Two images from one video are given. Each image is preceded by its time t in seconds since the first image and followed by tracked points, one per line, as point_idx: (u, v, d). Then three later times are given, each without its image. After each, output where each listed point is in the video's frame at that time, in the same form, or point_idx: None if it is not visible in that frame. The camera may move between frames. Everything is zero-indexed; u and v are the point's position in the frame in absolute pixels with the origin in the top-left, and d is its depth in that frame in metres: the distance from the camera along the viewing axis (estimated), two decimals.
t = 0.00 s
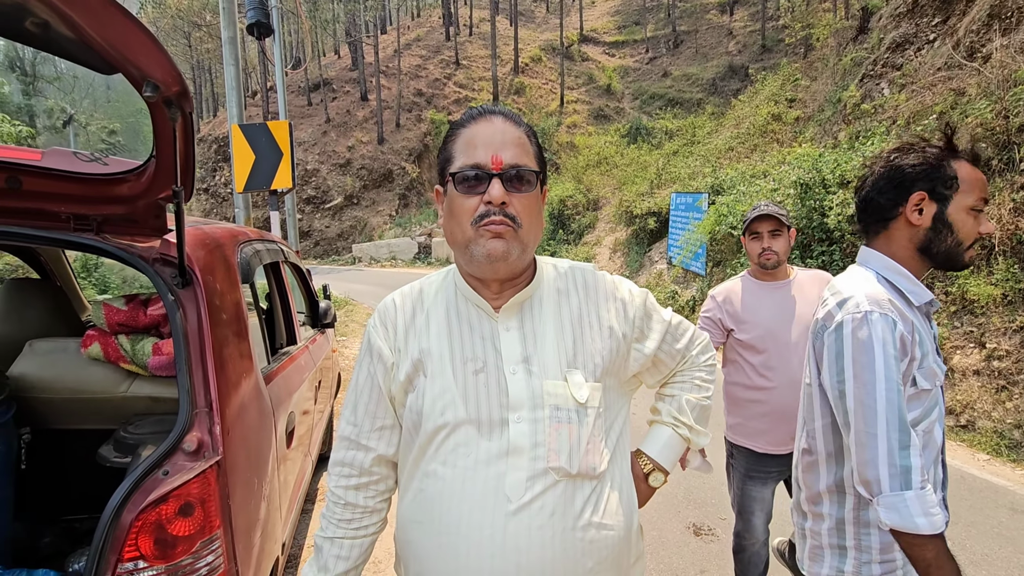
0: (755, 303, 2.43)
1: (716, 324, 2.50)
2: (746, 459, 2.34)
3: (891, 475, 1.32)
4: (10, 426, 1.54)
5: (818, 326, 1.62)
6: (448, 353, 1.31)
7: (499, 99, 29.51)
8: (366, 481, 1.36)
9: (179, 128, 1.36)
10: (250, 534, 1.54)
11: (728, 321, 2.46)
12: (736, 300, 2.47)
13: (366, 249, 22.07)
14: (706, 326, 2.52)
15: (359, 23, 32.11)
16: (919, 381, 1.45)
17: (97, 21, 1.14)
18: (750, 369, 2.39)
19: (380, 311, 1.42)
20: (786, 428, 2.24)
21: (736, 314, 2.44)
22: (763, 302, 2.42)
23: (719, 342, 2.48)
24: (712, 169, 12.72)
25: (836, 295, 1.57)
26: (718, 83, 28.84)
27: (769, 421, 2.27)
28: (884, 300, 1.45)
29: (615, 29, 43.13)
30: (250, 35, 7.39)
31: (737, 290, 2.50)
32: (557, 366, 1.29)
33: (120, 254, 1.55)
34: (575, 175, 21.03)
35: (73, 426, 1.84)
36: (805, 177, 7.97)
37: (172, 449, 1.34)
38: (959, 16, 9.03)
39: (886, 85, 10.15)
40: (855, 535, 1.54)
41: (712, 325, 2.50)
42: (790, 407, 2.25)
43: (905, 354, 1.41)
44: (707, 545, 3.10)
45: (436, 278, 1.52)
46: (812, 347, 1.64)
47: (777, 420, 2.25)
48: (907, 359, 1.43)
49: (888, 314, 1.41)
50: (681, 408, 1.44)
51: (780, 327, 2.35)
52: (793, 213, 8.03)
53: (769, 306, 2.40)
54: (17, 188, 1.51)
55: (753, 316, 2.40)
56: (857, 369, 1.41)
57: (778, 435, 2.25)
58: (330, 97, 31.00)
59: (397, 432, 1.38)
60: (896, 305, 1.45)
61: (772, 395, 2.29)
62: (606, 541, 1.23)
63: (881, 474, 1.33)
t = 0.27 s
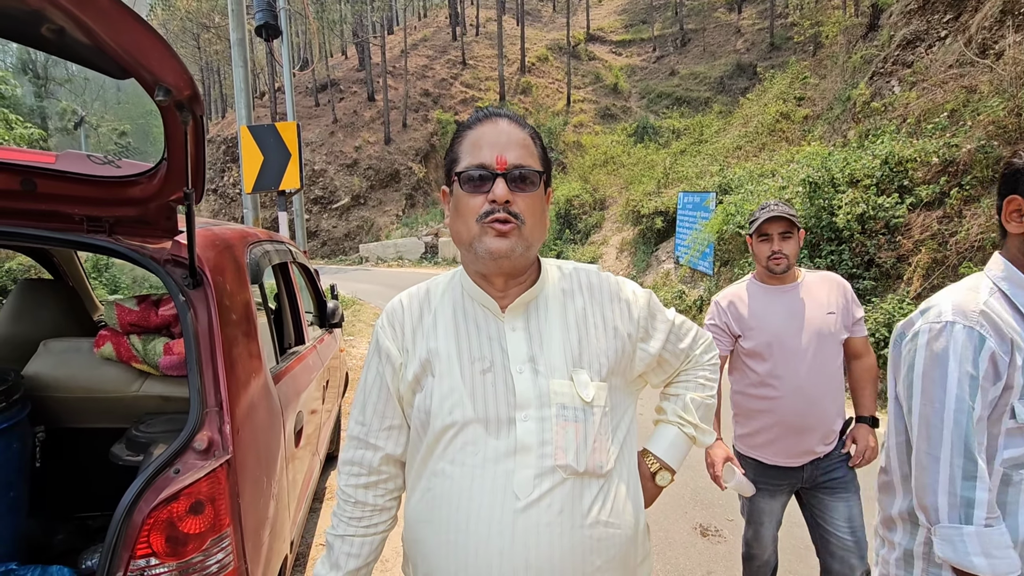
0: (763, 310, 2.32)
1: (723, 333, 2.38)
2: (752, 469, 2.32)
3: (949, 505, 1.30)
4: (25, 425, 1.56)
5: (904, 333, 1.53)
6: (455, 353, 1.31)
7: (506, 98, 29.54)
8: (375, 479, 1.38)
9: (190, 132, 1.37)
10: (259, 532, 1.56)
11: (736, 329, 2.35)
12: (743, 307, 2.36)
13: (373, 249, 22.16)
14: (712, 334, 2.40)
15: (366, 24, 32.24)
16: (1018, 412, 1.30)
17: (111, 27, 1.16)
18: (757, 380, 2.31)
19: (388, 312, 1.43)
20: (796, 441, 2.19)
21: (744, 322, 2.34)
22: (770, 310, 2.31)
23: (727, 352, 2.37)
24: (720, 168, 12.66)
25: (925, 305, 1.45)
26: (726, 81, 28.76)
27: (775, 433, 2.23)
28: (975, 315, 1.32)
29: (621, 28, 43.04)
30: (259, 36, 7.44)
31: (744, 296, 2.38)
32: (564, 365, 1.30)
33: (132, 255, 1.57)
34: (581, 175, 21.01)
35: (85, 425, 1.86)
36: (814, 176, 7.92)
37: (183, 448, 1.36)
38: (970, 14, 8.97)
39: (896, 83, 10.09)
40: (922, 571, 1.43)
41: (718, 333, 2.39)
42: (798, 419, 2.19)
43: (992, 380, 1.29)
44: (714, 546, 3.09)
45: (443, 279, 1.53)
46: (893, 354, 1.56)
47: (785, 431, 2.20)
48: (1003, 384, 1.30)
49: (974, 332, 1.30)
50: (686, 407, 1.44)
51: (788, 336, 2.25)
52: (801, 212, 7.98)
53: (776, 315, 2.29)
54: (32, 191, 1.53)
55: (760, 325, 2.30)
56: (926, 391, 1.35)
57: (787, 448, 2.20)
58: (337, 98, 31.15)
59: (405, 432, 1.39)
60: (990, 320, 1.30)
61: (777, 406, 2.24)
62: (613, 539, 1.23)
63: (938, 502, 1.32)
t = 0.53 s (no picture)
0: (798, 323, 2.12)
1: (750, 342, 2.20)
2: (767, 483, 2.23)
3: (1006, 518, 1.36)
4: (32, 425, 1.57)
5: None
6: (457, 353, 1.32)
7: (510, 99, 29.56)
8: (378, 479, 1.38)
9: (195, 133, 1.38)
10: (262, 532, 1.56)
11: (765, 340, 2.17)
12: (777, 316, 2.16)
13: (377, 250, 22.20)
14: (738, 341, 2.24)
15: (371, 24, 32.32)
16: None
17: (118, 30, 1.17)
18: (781, 395, 2.15)
19: (391, 311, 1.44)
20: (812, 463, 2.07)
21: (776, 330, 2.15)
22: (806, 324, 2.11)
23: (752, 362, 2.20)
24: (724, 168, 12.63)
25: None
26: (731, 81, 28.68)
27: (792, 452, 2.11)
28: None
29: (625, 28, 42.98)
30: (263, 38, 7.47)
31: (779, 304, 2.18)
32: (567, 365, 1.30)
33: (137, 255, 1.58)
34: (585, 175, 21.01)
35: (90, 424, 1.88)
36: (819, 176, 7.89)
37: (187, 448, 1.36)
38: (977, 12, 8.92)
39: (902, 83, 10.04)
40: None
41: (746, 341, 2.21)
42: (818, 443, 2.05)
43: None
44: (718, 547, 3.09)
45: (447, 279, 1.53)
46: None
47: (803, 453, 2.08)
48: None
49: None
50: (689, 409, 1.44)
51: (821, 355, 2.07)
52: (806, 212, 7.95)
53: (812, 330, 2.09)
54: (38, 192, 1.54)
55: (792, 339, 2.11)
56: None
57: (803, 470, 2.09)
58: (342, 99, 31.24)
59: (408, 432, 1.40)
60: None
61: (798, 426, 2.10)
62: (616, 541, 1.23)
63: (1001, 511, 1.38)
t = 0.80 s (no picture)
0: (853, 321, 1.94)
1: (797, 334, 2.05)
2: (805, 501, 2.06)
3: None
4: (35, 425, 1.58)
5: None
6: (458, 355, 1.31)
7: (513, 100, 29.57)
8: (380, 479, 1.38)
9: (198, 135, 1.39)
10: (264, 533, 1.56)
11: (812, 334, 2.01)
12: (829, 311, 1.99)
13: (379, 250, 22.22)
14: (783, 332, 2.09)
15: (374, 26, 32.40)
16: None
17: (120, 32, 1.17)
18: (824, 399, 1.99)
19: (393, 312, 1.44)
20: (850, 476, 1.91)
21: (826, 329, 1.98)
22: (862, 324, 1.92)
23: (793, 356, 2.06)
24: (727, 169, 12.61)
25: None
26: (734, 82, 28.63)
27: (829, 461, 1.97)
28: None
29: (628, 29, 42.95)
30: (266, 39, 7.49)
31: (836, 298, 2.00)
32: (568, 368, 1.30)
33: (139, 256, 1.59)
34: (588, 176, 21.01)
35: (92, 424, 1.88)
36: (822, 177, 7.87)
37: (189, 449, 1.37)
38: (982, 13, 8.89)
39: (906, 84, 10.00)
40: None
41: (791, 333, 2.07)
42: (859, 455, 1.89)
43: None
44: (721, 550, 3.07)
45: (449, 280, 1.53)
46: None
47: (841, 464, 1.93)
48: None
49: None
50: (692, 411, 1.43)
51: (875, 359, 1.88)
52: (810, 214, 7.93)
53: (869, 331, 1.91)
54: (42, 194, 1.54)
55: (844, 339, 1.94)
56: None
57: (836, 478, 1.95)
58: (345, 100, 31.32)
59: (409, 433, 1.39)
60: None
61: (839, 434, 1.95)
62: (617, 544, 1.23)
63: None
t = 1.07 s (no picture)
0: (889, 328, 1.82)
1: (827, 339, 1.94)
2: (836, 520, 1.92)
3: None
4: (37, 424, 1.58)
5: None
6: (460, 357, 1.31)
7: (515, 100, 29.61)
8: (383, 478, 1.39)
9: (200, 135, 1.39)
10: (266, 533, 1.56)
11: (843, 339, 1.89)
12: (862, 316, 1.87)
13: (382, 250, 22.26)
14: (814, 337, 1.99)
15: (377, 27, 32.46)
16: None
17: (123, 34, 1.18)
18: (857, 411, 1.87)
19: (395, 312, 1.44)
20: (883, 494, 1.78)
21: (860, 336, 1.86)
22: (900, 331, 1.80)
23: (823, 362, 1.96)
24: (729, 169, 12.60)
25: None
26: (736, 82, 28.63)
27: (859, 477, 1.84)
28: None
29: (630, 29, 42.94)
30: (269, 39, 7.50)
31: (870, 302, 1.88)
32: (569, 370, 1.29)
33: (142, 256, 1.59)
34: (590, 176, 21.01)
35: (94, 424, 1.88)
36: (825, 177, 7.85)
37: (190, 449, 1.37)
38: (985, 13, 8.89)
39: (909, 84, 9.99)
40: None
41: (822, 339, 1.95)
42: (893, 472, 1.76)
43: None
44: (722, 550, 3.07)
45: (450, 281, 1.53)
46: None
47: (873, 481, 1.80)
48: None
49: None
50: (694, 411, 1.43)
51: (913, 370, 1.75)
52: (812, 214, 7.91)
53: (908, 339, 1.78)
54: (44, 193, 1.54)
55: (878, 346, 1.82)
56: None
57: (866, 494, 1.83)
58: (348, 100, 31.38)
59: (412, 433, 1.40)
60: None
61: (872, 449, 1.81)
62: (619, 546, 1.23)
63: None
